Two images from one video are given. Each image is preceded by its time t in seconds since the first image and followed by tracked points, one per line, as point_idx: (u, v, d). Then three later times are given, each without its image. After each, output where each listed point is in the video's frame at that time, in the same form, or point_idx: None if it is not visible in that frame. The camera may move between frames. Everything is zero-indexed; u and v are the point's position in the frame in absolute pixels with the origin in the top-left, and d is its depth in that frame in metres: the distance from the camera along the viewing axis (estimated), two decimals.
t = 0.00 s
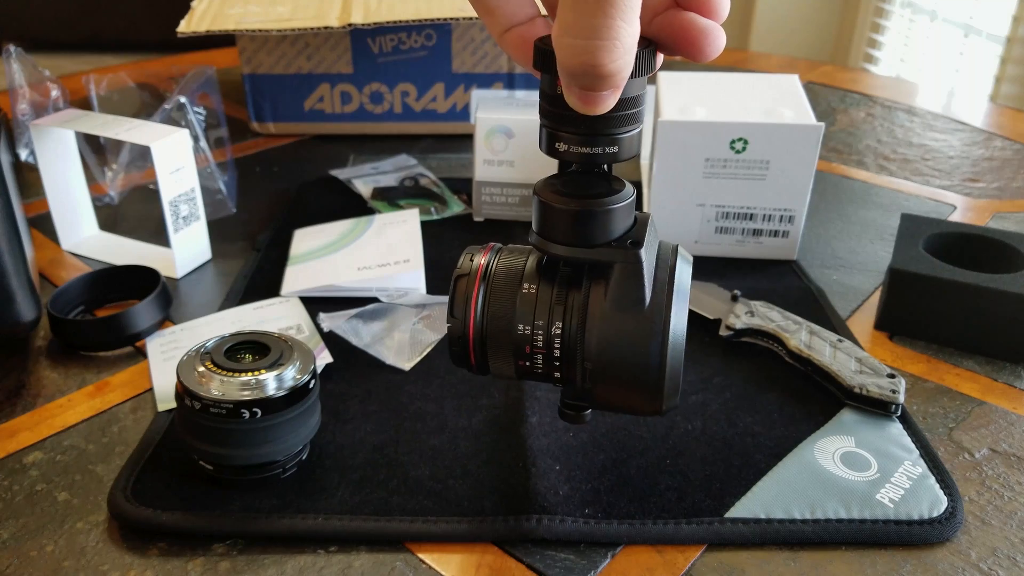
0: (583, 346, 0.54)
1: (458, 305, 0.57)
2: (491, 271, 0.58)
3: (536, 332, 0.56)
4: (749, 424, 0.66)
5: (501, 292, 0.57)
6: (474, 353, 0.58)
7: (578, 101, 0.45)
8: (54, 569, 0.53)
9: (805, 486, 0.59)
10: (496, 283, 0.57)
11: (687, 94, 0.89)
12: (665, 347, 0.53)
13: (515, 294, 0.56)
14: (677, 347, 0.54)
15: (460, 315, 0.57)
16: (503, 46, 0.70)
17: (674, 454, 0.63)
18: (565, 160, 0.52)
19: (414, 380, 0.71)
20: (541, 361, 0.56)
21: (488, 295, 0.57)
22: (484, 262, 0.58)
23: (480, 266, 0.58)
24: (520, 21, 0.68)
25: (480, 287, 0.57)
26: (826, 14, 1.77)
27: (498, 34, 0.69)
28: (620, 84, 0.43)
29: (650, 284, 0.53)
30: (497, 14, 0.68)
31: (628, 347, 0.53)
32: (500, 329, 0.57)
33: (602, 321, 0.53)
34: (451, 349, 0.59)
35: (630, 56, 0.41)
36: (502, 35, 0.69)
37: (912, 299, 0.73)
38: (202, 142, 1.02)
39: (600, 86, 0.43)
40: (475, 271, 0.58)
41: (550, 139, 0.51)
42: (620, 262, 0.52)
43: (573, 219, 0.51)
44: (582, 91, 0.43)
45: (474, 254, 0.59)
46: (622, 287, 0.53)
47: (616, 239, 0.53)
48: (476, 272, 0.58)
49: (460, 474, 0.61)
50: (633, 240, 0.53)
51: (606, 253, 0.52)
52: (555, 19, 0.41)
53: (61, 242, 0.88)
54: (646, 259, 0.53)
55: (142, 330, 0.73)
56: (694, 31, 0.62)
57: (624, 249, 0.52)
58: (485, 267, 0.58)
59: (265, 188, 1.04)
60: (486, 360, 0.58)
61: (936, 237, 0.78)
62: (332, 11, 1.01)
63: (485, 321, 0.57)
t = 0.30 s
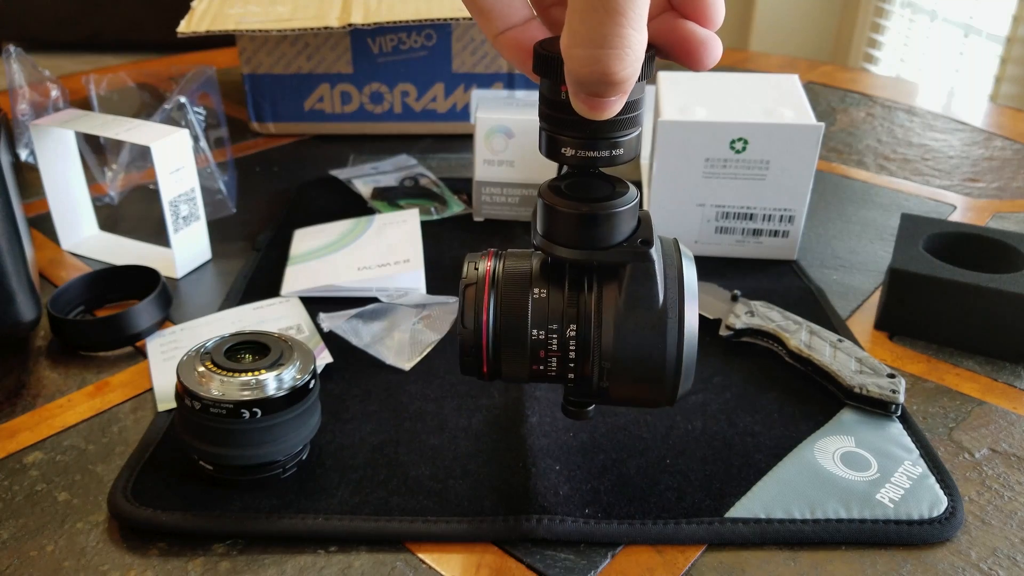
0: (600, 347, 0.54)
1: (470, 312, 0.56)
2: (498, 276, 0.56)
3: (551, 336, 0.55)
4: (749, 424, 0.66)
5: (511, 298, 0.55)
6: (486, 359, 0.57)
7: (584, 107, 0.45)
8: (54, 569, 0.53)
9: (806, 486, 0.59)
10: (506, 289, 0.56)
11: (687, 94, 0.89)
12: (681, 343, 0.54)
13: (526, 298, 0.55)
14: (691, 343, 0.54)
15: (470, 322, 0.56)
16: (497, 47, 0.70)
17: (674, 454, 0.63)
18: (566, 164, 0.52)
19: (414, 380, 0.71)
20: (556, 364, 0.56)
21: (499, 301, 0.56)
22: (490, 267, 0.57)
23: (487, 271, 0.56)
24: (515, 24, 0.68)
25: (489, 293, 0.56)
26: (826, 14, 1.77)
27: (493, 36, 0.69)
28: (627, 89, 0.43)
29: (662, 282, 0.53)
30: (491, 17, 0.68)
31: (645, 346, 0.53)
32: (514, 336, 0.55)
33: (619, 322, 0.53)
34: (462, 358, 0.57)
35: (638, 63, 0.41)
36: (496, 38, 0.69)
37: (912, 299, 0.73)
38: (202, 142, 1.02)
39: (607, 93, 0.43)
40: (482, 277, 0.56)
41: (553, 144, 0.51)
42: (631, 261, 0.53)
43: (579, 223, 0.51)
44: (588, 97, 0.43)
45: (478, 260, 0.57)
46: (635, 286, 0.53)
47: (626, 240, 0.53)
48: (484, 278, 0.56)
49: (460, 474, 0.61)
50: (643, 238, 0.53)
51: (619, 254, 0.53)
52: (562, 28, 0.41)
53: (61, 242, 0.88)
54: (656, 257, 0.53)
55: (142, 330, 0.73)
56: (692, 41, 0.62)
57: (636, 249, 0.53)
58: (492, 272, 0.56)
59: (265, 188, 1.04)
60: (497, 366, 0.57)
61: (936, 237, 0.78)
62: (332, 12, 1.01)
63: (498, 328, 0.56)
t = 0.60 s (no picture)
0: (612, 348, 0.54)
1: (480, 319, 0.55)
2: (505, 282, 0.55)
3: (562, 339, 0.55)
4: (749, 424, 0.66)
5: (521, 303, 0.55)
6: (497, 366, 0.55)
7: (589, 109, 0.45)
8: (54, 569, 0.53)
9: (806, 486, 0.59)
10: (515, 294, 0.55)
11: (687, 94, 0.89)
12: (691, 342, 0.54)
13: (535, 303, 0.55)
14: (702, 341, 0.54)
15: (481, 330, 0.55)
16: (497, 50, 0.69)
17: (674, 453, 0.63)
18: (570, 167, 0.52)
19: (413, 380, 0.71)
20: (567, 367, 0.56)
21: (508, 307, 0.55)
22: (496, 273, 0.56)
23: (494, 279, 0.56)
24: (515, 25, 0.68)
25: (498, 299, 0.55)
26: (826, 14, 1.77)
27: (492, 38, 0.69)
28: (633, 91, 0.43)
29: (671, 281, 0.54)
30: (491, 20, 0.68)
31: (657, 345, 0.53)
32: (525, 343, 0.55)
33: (631, 322, 0.53)
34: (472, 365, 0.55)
35: (643, 65, 0.41)
36: (496, 41, 0.68)
37: (912, 299, 0.73)
38: (201, 143, 1.02)
39: (612, 95, 0.42)
40: (489, 283, 0.55)
41: (557, 147, 0.51)
42: (639, 261, 0.53)
43: (585, 225, 0.51)
44: (594, 99, 0.43)
45: (482, 267, 0.57)
46: (644, 287, 0.53)
47: (633, 240, 0.53)
48: (491, 284, 0.55)
49: (460, 474, 0.61)
50: (650, 238, 0.54)
51: (628, 255, 0.53)
52: (566, 31, 0.41)
53: (61, 242, 0.88)
54: (664, 256, 0.54)
55: (142, 330, 0.73)
56: (692, 42, 0.62)
57: (645, 249, 0.53)
58: (499, 278, 0.56)
59: (265, 188, 1.04)
60: (508, 373, 0.56)
61: (936, 237, 0.78)
62: (332, 11, 1.01)
63: (509, 334, 0.55)
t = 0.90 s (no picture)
0: (596, 355, 0.54)
1: (466, 322, 0.55)
2: (494, 286, 0.56)
3: (547, 345, 0.55)
4: (749, 424, 0.66)
5: (508, 308, 0.55)
6: (482, 368, 0.56)
7: (581, 119, 0.45)
8: (54, 569, 0.53)
9: (806, 486, 0.59)
10: (503, 298, 0.55)
11: (687, 94, 0.89)
12: (676, 352, 0.54)
13: (522, 308, 0.55)
14: (687, 351, 0.54)
15: (467, 333, 0.55)
16: (493, 58, 0.69)
17: (674, 453, 0.63)
18: (561, 174, 0.52)
19: (413, 380, 0.71)
20: (552, 373, 0.56)
21: (495, 311, 0.55)
22: (485, 276, 0.56)
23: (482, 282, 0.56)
24: (509, 34, 0.68)
25: (486, 303, 0.55)
26: (826, 14, 1.77)
27: (487, 46, 0.69)
28: (623, 102, 0.43)
29: (658, 291, 0.54)
30: (487, 28, 0.68)
31: (641, 354, 0.53)
32: (510, 347, 0.55)
33: (616, 330, 0.53)
34: (458, 368, 0.56)
35: (631, 76, 0.41)
36: (492, 48, 0.68)
37: (912, 299, 0.73)
38: (201, 143, 1.02)
39: (601, 106, 0.42)
40: (478, 287, 0.56)
41: (549, 153, 0.51)
42: (627, 270, 0.53)
43: (575, 232, 0.51)
44: (584, 109, 0.43)
45: (472, 270, 0.57)
46: (632, 295, 0.53)
47: (622, 248, 0.53)
48: (479, 288, 0.55)
49: (460, 474, 0.61)
50: (639, 246, 0.53)
51: (615, 263, 0.53)
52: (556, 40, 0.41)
53: (61, 242, 0.88)
54: (652, 267, 0.54)
55: (142, 330, 0.73)
56: (689, 49, 0.62)
57: (633, 259, 0.53)
58: (488, 282, 0.56)
59: (265, 188, 1.04)
60: (494, 376, 0.56)
61: (936, 237, 0.78)
62: (332, 12, 1.01)
63: (494, 338, 0.55)
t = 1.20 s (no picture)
0: (607, 364, 0.54)
1: (478, 334, 0.55)
2: (503, 296, 0.56)
3: (558, 355, 0.55)
4: (749, 424, 0.66)
5: (518, 318, 0.55)
6: (494, 380, 0.56)
7: (586, 130, 0.45)
8: (54, 569, 0.53)
9: (806, 487, 0.59)
10: (513, 308, 0.55)
11: (687, 95, 0.89)
12: (687, 359, 0.54)
13: (532, 319, 0.55)
14: (697, 358, 0.54)
15: (477, 344, 0.55)
16: (498, 69, 0.69)
17: (674, 453, 0.63)
18: (568, 184, 0.52)
19: (414, 380, 0.71)
20: (563, 383, 0.56)
21: (505, 321, 0.55)
22: (494, 288, 0.56)
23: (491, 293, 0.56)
24: (515, 45, 0.67)
25: (495, 314, 0.55)
26: (825, 14, 1.77)
27: (492, 58, 0.68)
28: (628, 114, 0.43)
29: (667, 299, 0.54)
30: (492, 40, 0.67)
31: (652, 362, 0.53)
32: (521, 357, 0.55)
33: (627, 339, 0.53)
34: (469, 381, 0.56)
35: (636, 88, 0.41)
36: (497, 60, 0.68)
37: (912, 300, 0.73)
38: (202, 143, 1.02)
39: (607, 117, 0.43)
40: (487, 298, 0.56)
41: (555, 164, 0.51)
42: (636, 279, 0.53)
43: (583, 242, 0.51)
44: (590, 120, 0.44)
45: (480, 282, 0.57)
46: (641, 303, 0.53)
47: (631, 258, 0.53)
48: (489, 299, 0.56)
49: (460, 474, 0.61)
50: (647, 255, 0.53)
51: (624, 272, 0.53)
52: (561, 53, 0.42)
53: (61, 242, 0.88)
54: (660, 275, 0.54)
55: (142, 330, 0.73)
56: (692, 60, 0.62)
57: (642, 267, 0.53)
58: (497, 293, 0.56)
59: (265, 188, 1.04)
60: (505, 387, 0.56)
61: (936, 237, 0.78)
62: (332, 12, 1.01)
63: (505, 349, 0.55)
